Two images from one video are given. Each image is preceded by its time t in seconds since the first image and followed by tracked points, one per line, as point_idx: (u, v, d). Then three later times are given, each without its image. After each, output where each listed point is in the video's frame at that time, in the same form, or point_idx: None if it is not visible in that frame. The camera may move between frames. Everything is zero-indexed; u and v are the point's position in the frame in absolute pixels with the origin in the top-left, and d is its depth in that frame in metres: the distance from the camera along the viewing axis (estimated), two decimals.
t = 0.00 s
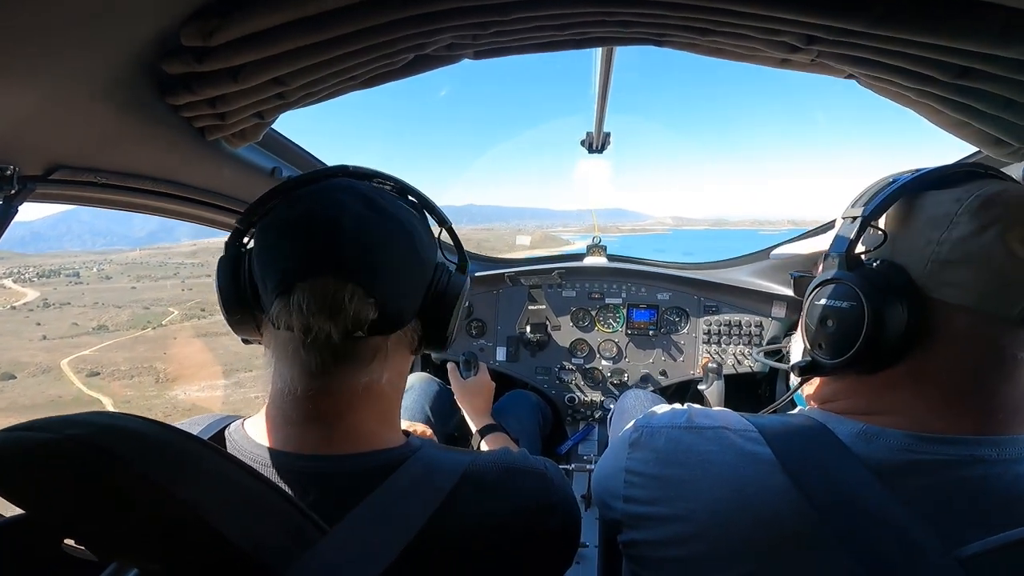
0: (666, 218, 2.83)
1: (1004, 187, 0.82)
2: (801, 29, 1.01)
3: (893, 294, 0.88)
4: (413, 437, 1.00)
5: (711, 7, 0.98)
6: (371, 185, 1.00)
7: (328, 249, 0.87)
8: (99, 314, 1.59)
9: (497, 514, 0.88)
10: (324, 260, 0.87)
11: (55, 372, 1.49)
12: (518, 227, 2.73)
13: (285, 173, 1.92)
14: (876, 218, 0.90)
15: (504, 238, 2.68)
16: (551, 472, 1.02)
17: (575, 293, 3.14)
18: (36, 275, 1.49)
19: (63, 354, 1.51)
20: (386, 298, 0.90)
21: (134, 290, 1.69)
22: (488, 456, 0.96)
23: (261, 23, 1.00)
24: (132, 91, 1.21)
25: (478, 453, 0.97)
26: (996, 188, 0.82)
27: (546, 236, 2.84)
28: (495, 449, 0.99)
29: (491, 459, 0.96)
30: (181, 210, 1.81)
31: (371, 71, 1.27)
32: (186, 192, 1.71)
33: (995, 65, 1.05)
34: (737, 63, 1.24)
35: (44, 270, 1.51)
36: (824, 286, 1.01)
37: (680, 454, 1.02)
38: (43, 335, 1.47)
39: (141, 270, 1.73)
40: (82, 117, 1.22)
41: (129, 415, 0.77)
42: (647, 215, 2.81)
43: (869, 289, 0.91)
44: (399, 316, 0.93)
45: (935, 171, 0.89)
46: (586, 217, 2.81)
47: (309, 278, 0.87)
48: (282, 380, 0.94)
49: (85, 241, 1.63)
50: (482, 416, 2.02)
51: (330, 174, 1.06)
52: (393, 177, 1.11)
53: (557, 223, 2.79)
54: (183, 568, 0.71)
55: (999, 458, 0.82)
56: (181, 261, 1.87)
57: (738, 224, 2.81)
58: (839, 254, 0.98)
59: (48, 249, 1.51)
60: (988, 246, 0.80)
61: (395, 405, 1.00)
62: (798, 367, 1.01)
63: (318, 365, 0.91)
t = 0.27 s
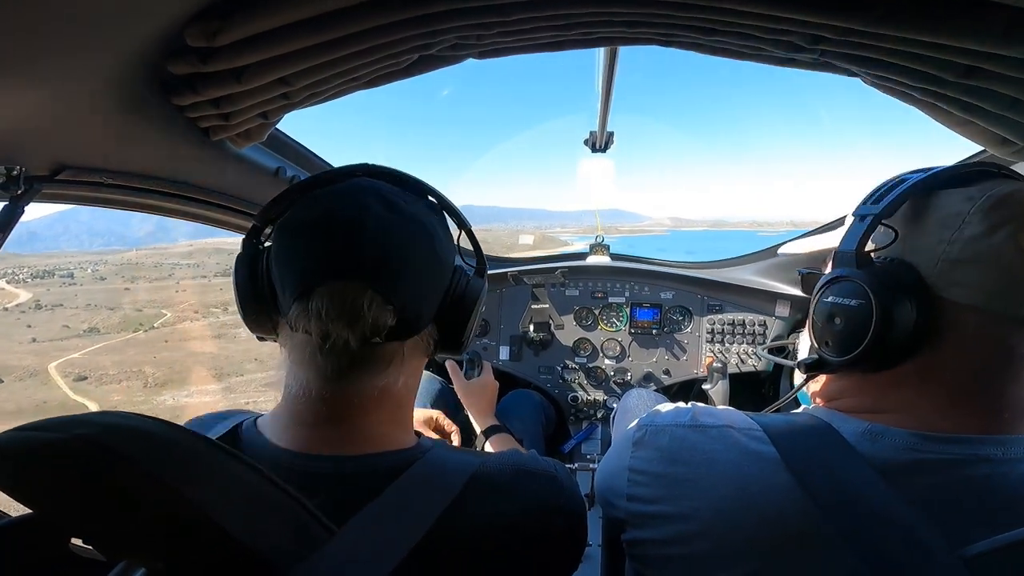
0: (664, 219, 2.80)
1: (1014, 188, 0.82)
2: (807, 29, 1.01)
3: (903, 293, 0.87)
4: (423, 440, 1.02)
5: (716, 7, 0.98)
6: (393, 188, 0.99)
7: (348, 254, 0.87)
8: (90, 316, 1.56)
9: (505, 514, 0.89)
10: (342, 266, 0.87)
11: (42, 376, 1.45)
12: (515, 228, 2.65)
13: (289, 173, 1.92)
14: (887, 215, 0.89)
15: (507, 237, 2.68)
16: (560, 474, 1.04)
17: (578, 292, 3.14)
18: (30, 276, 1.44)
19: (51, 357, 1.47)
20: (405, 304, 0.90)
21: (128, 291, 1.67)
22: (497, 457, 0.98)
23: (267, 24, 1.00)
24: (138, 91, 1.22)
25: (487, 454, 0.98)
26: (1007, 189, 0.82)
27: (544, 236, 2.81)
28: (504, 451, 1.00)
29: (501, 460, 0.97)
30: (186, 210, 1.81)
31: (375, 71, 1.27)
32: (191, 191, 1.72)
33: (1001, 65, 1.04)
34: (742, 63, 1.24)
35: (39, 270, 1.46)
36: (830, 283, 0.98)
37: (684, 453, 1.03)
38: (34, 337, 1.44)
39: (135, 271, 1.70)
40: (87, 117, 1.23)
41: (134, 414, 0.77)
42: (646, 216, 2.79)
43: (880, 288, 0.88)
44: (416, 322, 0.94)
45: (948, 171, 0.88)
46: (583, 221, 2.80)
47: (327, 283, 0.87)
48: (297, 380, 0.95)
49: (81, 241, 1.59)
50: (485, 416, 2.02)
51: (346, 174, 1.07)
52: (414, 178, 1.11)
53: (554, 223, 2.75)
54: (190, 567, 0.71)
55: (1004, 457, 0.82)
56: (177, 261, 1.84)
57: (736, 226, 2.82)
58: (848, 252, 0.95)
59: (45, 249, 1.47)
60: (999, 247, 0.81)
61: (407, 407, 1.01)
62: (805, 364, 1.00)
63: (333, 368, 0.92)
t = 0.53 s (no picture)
0: (663, 219, 2.81)
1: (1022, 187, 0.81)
2: (812, 29, 1.01)
3: (905, 295, 0.87)
4: (431, 442, 1.03)
5: (721, 7, 0.98)
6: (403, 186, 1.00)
7: (360, 250, 0.88)
8: (82, 318, 1.53)
9: (511, 514, 0.89)
10: (355, 262, 0.88)
11: (29, 380, 1.47)
12: (513, 230, 2.64)
13: (295, 173, 1.93)
14: (892, 216, 0.89)
15: (511, 237, 2.69)
16: (567, 476, 1.05)
17: (582, 293, 3.14)
18: (24, 277, 1.41)
19: (38, 361, 1.47)
20: (416, 301, 0.91)
21: (119, 293, 1.62)
22: (505, 459, 0.98)
23: (273, 25, 1.01)
24: (145, 92, 1.22)
25: (495, 456, 0.99)
26: (1013, 188, 0.81)
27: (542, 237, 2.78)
28: (512, 453, 1.01)
29: (508, 462, 0.97)
30: (192, 210, 1.83)
31: (380, 71, 1.28)
32: (197, 191, 1.73)
33: (1007, 65, 1.04)
34: (747, 63, 1.24)
35: (32, 270, 1.42)
36: (835, 284, 0.99)
37: (689, 453, 1.03)
38: (23, 340, 1.46)
39: (130, 272, 1.66)
40: (95, 117, 1.23)
41: (141, 413, 0.78)
42: (644, 218, 2.80)
43: (884, 289, 0.89)
44: (425, 319, 0.94)
45: (955, 172, 0.87)
46: (582, 224, 2.81)
47: (339, 280, 0.88)
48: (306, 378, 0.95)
49: (79, 240, 1.56)
50: (489, 415, 2.02)
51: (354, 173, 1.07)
52: (420, 177, 1.12)
53: (551, 224, 2.74)
54: (195, 566, 0.72)
55: (1009, 459, 0.82)
56: (172, 262, 1.80)
57: (734, 227, 2.81)
58: (851, 254, 0.96)
59: (41, 249, 1.43)
60: (1004, 248, 0.79)
61: (414, 407, 1.01)
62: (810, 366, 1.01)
63: (341, 365, 0.92)
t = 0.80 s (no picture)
0: (661, 221, 2.87)
1: (1015, 187, 0.81)
2: (813, 29, 1.01)
3: (897, 299, 0.87)
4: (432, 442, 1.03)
5: (722, 6, 0.97)
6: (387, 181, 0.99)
7: (324, 238, 0.89)
8: (73, 320, 1.52)
9: (510, 516, 0.89)
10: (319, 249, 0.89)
11: (16, 385, 1.46)
12: (512, 230, 2.65)
13: (298, 173, 1.94)
14: (883, 218, 0.90)
15: (514, 237, 2.69)
16: (568, 477, 1.05)
17: (584, 293, 3.14)
18: (17, 279, 1.40)
19: (26, 365, 1.47)
20: (376, 292, 0.89)
21: (112, 295, 1.60)
22: (506, 460, 0.98)
23: (274, 24, 1.01)
24: (148, 91, 1.23)
25: (495, 456, 0.99)
26: (1005, 189, 0.81)
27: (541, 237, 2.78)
28: (513, 453, 1.01)
29: (508, 463, 0.97)
30: (195, 209, 1.84)
31: (381, 71, 1.28)
32: (200, 190, 1.74)
33: (1011, 65, 1.03)
34: (749, 63, 1.24)
35: (26, 272, 1.41)
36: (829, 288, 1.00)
37: (687, 455, 1.03)
38: (13, 344, 1.44)
39: (124, 274, 1.65)
40: (98, 116, 1.24)
41: (144, 412, 0.78)
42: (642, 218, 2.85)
43: (875, 292, 0.89)
44: (389, 313, 0.91)
45: (947, 172, 0.88)
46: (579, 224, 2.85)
47: (303, 266, 0.89)
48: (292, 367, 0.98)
49: (76, 240, 1.54)
50: (491, 416, 2.02)
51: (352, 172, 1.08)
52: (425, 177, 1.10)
53: (549, 225, 2.74)
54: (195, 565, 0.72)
55: (1009, 462, 0.81)
56: (168, 262, 1.78)
57: (732, 228, 2.84)
58: (846, 256, 0.97)
59: (39, 249, 1.42)
60: (997, 249, 0.79)
61: (397, 411, 0.97)
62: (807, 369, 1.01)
63: (315, 354, 0.93)
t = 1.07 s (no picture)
0: (659, 221, 2.83)
1: (1005, 189, 0.80)
2: (814, 30, 1.01)
3: (890, 302, 0.86)
4: (431, 443, 1.04)
5: (724, 8, 0.98)
6: (368, 182, 0.98)
7: (299, 239, 0.90)
8: (66, 323, 1.50)
9: (507, 517, 0.89)
10: (294, 250, 0.90)
11: (4, 389, 1.45)
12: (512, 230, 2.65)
13: (298, 173, 1.94)
14: (874, 221, 0.89)
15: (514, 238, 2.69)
16: (567, 480, 1.04)
17: (585, 294, 3.13)
18: (10, 280, 1.40)
19: (14, 369, 1.46)
20: (344, 291, 0.88)
21: (107, 296, 1.58)
22: (503, 462, 0.98)
23: (275, 25, 1.01)
24: (150, 91, 1.23)
25: (494, 458, 0.99)
26: (994, 192, 0.80)
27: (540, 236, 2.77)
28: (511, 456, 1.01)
29: (506, 464, 0.97)
30: (195, 209, 1.84)
31: (382, 72, 1.28)
32: (200, 190, 1.74)
33: (1013, 67, 1.03)
34: (750, 65, 1.24)
35: (20, 273, 1.41)
36: (822, 294, 1.00)
37: (685, 458, 1.02)
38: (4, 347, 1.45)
39: (119, 274, 1.63)
40: (99, 116, 1.24)
41: (137, 411, 0.78)
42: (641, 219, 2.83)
43: (865, 297, 0.89)
44: (360, 314, 0.90)
45: (937, 173, 0.87)
46: (577, 225, 2.82)
47: (280, 268, 0.90)
48: (286, 369, 1.00)
49: (73, 241, 1.53)
50: (491, 417, 2.02)
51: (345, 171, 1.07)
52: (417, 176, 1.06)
53: (548, 225, 2.74)
54: (194, 566, 0.72)
55: (1008, 464, 0.81)
56: (164, 264, 1.77)
57: (732, 228, 2.83)
58: (834, 262, 0.96)
59: (34, 249, 1.42)
60: (987, 253, 0.79)
61: (381, 418, 0.95)
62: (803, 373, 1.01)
63: (303, 356, 0.95)
